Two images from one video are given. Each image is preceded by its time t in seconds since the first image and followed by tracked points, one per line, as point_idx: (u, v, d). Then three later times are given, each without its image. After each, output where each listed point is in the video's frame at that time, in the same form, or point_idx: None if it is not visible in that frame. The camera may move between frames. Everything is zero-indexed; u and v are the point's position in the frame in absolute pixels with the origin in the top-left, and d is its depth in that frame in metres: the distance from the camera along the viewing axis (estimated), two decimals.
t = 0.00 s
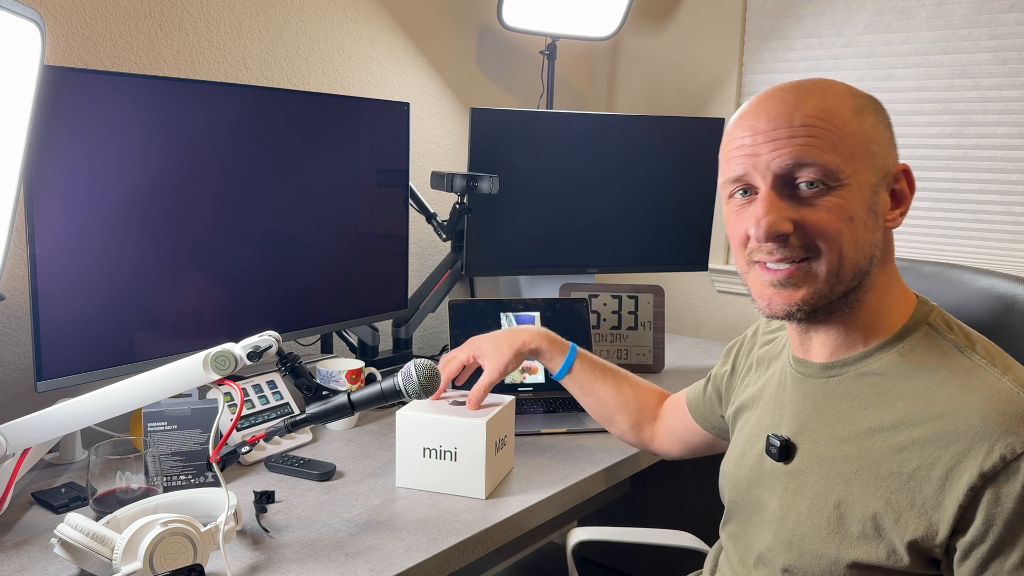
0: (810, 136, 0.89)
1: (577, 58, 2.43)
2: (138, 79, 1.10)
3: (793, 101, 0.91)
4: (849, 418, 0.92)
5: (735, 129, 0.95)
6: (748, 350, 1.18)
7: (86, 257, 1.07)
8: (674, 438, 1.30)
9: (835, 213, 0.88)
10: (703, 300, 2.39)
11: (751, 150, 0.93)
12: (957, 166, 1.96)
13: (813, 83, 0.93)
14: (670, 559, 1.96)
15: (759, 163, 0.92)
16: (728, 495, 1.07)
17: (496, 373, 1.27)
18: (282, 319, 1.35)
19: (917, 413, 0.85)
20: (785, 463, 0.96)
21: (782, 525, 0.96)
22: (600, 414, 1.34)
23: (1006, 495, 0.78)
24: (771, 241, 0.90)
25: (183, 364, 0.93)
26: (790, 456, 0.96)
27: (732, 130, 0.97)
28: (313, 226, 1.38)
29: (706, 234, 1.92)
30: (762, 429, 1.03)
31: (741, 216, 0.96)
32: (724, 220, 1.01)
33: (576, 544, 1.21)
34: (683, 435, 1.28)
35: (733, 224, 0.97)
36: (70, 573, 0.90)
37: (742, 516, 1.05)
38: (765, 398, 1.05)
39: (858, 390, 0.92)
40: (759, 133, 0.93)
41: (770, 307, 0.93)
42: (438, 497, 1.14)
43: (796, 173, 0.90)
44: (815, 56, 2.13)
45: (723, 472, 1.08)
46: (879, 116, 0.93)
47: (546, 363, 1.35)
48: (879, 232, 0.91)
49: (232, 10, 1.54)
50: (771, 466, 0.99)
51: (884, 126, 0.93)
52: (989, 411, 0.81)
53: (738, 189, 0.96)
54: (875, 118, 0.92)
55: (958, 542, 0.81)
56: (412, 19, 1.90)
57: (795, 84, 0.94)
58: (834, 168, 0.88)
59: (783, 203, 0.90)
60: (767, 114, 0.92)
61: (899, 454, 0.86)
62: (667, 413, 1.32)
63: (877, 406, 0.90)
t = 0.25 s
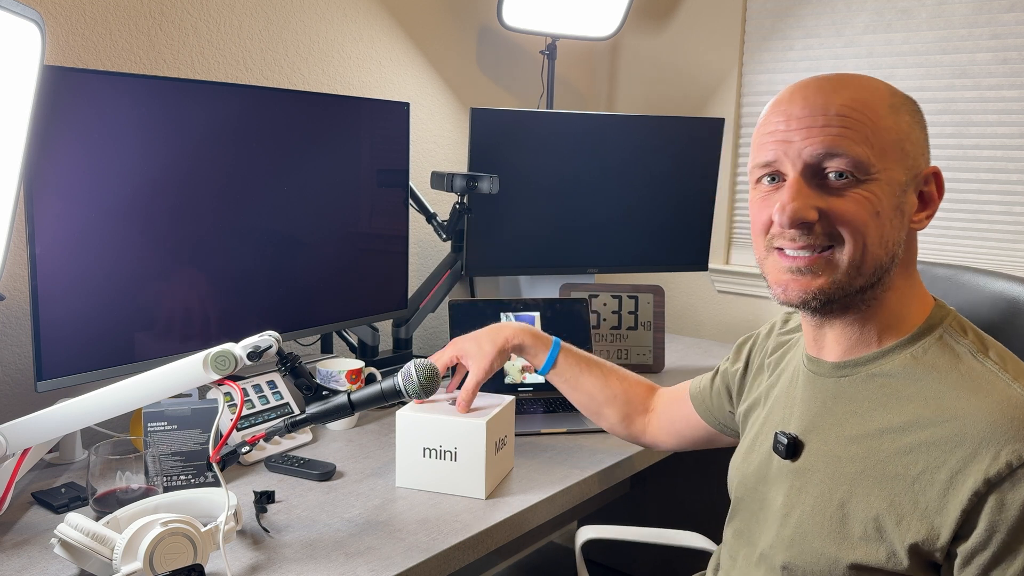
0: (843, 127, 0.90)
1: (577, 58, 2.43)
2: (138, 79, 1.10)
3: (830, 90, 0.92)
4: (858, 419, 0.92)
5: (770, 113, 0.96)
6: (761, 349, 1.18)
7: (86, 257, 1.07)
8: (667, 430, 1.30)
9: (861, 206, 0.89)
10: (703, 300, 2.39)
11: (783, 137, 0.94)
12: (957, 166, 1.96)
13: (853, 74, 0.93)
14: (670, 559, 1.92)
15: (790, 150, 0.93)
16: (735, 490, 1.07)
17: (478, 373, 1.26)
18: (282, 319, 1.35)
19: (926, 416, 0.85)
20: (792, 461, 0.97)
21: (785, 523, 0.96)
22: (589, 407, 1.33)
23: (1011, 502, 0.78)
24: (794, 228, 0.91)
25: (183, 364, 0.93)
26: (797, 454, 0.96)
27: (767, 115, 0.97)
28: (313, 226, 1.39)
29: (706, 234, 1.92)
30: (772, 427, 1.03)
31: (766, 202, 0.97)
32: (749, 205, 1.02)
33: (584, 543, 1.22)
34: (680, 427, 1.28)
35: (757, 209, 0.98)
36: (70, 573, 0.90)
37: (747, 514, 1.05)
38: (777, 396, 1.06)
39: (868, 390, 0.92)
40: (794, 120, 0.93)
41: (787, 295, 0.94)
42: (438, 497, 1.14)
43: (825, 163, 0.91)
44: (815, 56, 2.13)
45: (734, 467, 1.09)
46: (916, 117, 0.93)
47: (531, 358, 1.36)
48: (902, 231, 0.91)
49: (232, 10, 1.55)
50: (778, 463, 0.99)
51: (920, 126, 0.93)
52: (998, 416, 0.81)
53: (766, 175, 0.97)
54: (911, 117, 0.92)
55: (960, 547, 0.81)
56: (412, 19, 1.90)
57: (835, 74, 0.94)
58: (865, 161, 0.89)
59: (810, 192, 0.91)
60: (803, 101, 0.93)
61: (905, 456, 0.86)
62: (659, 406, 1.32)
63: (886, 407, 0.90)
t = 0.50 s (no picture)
0: (859, 120, 0.90)
1: (577, 58, 2.43)
2: (138, 79, 1.10)
3: (848, 83, 0.92)
4: (855, 421, 0.92)
5: (787, 102, 0.96)
6: (767, 349, 1.18)
7: (86, 257, 1.07)
8: (677, 434, 1.30)
9: (869, 202, 0.89)
10: (703, 300, 2.39)
11: (798, 125, 0.94)
12: (957, 166, 1.96)
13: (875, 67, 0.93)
14: (669, 559, 1.92)
15: (803, 139, 0.93)
16: (735, 489, 1.08)
17: (488, 375, 1.25)
18: (282, 319, 1.35)
19: (922, 419, 0.85)
20: (789, 461, 0.97)
21: (779, 524, 0.96)
22: (598, 411, 1.34)
23: (1003, 508, 0.78)
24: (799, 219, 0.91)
25: (183, 364, 0.93)
26: (794, 454, 0.97)
27: (784, 104, 0.97)
28: (313, 226, 1.39)
29: (706, 234, 1.92)
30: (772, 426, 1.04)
31: (775, 191, 0.97)
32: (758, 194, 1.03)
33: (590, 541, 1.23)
34: (689, 431, 1.29)
35: (766, 199, 0.98)
36: (70, 573, 0.90)
37: (747, 513, 1.06)
38: (778, 395, 1.06)
39: (866, 392, 0.92)
40: (810, 109, 0.93)
41: (787, 287, 0.95)
42: (438, 497, 1.14)
43: (837, 156, 0.91)
44: (815, 56, 2.13)
45: (734, 466, 1.10)
46: (935, 118, 0.93)
47: (538, 360, 1.36)
48: (910, 232, 0.91)
49: (232, 10, 1.55)
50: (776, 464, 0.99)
51: (937, 126, 0.93)
52: (993, 422, 0.81)
53: (778, 164, 0.97)
54: (930, 118, 0.92)
55: (951, 553, 0.81)
56: (412, 19, 1.90)
57: (856, 67, 0.94)
58: (878, 156, 0.89)
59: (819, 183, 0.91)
60: (822, 91, 0.93)
61: (900, 460, 0.86)
62: (670, 411, 1.32)
63: (883, 409, 0.90)
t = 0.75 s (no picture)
0: (874, 118, 0.90)
1: (577, 58, 2.43)
2: (138, 79, 1.10)
3: (866, 81, 0.92)
4: (857, 424, 0.92)
5: (804, 97, 0.96)
6: (773, 350, 1.19)
7: (86, 257, 1.07)
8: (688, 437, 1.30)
9: (880, 201, 0.89)
10: (703, 300, 2.40)
11: (813, 121, 0.94)
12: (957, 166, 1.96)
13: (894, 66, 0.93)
14: (672, 559, 1.94)
15: (817, 135, 0.93)
16: (738, 489, 1.08)
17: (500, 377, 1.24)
18: (282, 319, 1.35)
19: (924, 424, 0.85)
20: (790, 462, 0.97)
21: (779, 525, 0.96)
22: (610, 415, 1.34)
23: (1002, 517, 0.78)
24: (808, 214, 0.91)
25: (183, 364, 0.93)
26: (796, 455, 0.97)
27: (800, 99, 0.98)
28: (313, 226, 1.39)
29: (706, 234, 1.92)
30: (774, 426, 1.04)
31: (786, 186, 0.97)
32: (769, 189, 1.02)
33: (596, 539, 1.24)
34: (699, 435, 1.28)
35: (777, 194, 0.98)
36: (70, 573, 0.90)
37: (748, 513, 1.06)
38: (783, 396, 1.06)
39: (869, 395, 0.92)
40: (826, 105, 0.94)
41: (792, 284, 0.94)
42: (438, 497, 1.14)
43: (850, 154, 0.91)
44: (815, 56, 2.13)
45: (736, 466, 1.10)
46: (954, 122, 0.93)
47: (551, 362, 1.36)
48: (920, 235, 0.91)
49: (232, 10, 1.55)
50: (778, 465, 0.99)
51: (953, 130, 0.92)
52: (995, 429, 0.81)
53: (790, 159, 0.97)
54: (947, 121, 0.92)
55: (949, 560, 0.81)
56: (412, 19, 1.90)
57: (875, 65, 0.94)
58: (891, 156, 0.89)
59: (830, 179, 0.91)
60: (839, 88, 0.93)
61: (901, 465, 0.86)
62: (681, 414, 1.32)
63: (885, 413, 0.90)
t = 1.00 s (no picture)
0: (883, 119, 0.90)
1: (577, 58, 2.43)
2: (138, 79, 1.10)
3: (876, 80, 0.92)
4: (857, 427, 0.92)
5: (814, 95, 0.96)
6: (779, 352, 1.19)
7: (86, 257, 1.07)
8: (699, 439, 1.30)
9: (884, 203, 0.88)
10: (703, 300, 2.40)
11: (822, 120, 0.94)
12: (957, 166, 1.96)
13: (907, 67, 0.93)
14: (672, 557, 1.95)
15: (824, 134, 0.93)
16: (740, 491, 1.09)
17: (512, 378, 1.24)
18: (282, 319, 1.35)
19: (922, 428, 0.85)
20: (789, 464, 0.97)
21: (777, 525, 0.97)
22: (622, 415, 1.34)
23: (996, 523, 0.77)
24: (811, 214, 0.91)
25: (183, 364, 0.93)
26: (795, 456, 0.97)
27: (811, 98, 0.98)
28: (313, 226, 1.38)
29: (705, 234, 1.92)
30: (775, 426, 1.04)
31: (793, 185, 0.97)
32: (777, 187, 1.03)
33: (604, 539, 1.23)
34: (711, 437, 1.28)
35: (783, 192, 0.99)
36: (70, 573, 0.90)
37: (749, 515, 1.06)
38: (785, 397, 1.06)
39: (869, 398, 0.92)
40: (835, 104, 0.94)
41: (794, 282, 0.95)
42: (438, 497, 1.14)
43: (856, 154, 0.91)
44: (815, 56, 2.13)
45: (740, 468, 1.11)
46: (966, 125, 0.92)
47: (564, 362, 1.35)
48: (925, 238, 0.90)
49: (232, 10, 1.54)
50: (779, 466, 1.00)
51: (965, 133, 0.92)
52: (991, 434, 0.80)
53: (798, 158, 0.97)
54: (958, 124, 0.91)
55: (943, 565, 0.81)
56: (412, 19, 1.90)
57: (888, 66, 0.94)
58: (898, 157, 0.88)
59: (836, 179, 0.91)
60: (850, 87, 0.93)
61: (898, 468, 0.86)
62: (693, 415, 1.32)
63: (884, 416, 0.90)
